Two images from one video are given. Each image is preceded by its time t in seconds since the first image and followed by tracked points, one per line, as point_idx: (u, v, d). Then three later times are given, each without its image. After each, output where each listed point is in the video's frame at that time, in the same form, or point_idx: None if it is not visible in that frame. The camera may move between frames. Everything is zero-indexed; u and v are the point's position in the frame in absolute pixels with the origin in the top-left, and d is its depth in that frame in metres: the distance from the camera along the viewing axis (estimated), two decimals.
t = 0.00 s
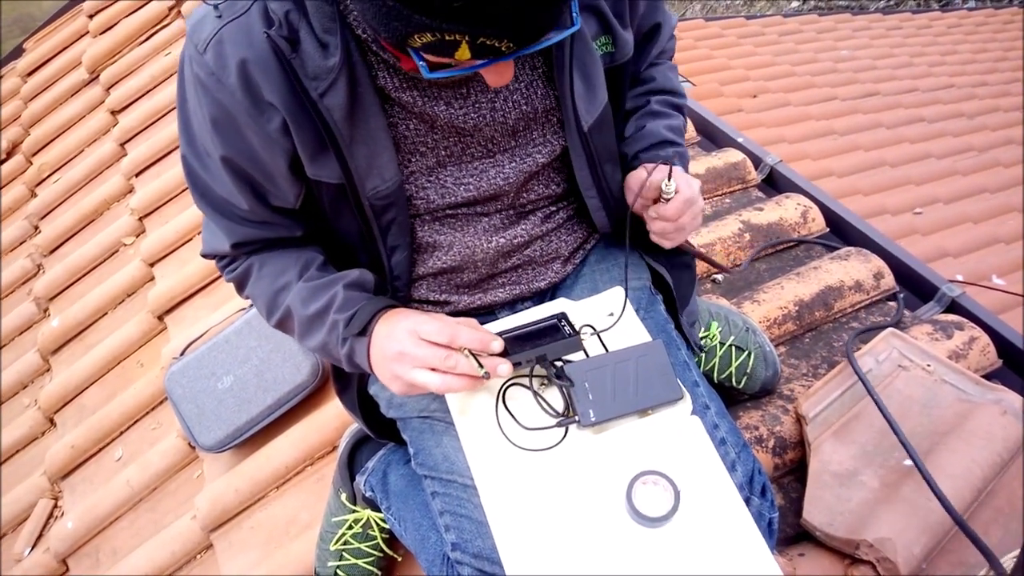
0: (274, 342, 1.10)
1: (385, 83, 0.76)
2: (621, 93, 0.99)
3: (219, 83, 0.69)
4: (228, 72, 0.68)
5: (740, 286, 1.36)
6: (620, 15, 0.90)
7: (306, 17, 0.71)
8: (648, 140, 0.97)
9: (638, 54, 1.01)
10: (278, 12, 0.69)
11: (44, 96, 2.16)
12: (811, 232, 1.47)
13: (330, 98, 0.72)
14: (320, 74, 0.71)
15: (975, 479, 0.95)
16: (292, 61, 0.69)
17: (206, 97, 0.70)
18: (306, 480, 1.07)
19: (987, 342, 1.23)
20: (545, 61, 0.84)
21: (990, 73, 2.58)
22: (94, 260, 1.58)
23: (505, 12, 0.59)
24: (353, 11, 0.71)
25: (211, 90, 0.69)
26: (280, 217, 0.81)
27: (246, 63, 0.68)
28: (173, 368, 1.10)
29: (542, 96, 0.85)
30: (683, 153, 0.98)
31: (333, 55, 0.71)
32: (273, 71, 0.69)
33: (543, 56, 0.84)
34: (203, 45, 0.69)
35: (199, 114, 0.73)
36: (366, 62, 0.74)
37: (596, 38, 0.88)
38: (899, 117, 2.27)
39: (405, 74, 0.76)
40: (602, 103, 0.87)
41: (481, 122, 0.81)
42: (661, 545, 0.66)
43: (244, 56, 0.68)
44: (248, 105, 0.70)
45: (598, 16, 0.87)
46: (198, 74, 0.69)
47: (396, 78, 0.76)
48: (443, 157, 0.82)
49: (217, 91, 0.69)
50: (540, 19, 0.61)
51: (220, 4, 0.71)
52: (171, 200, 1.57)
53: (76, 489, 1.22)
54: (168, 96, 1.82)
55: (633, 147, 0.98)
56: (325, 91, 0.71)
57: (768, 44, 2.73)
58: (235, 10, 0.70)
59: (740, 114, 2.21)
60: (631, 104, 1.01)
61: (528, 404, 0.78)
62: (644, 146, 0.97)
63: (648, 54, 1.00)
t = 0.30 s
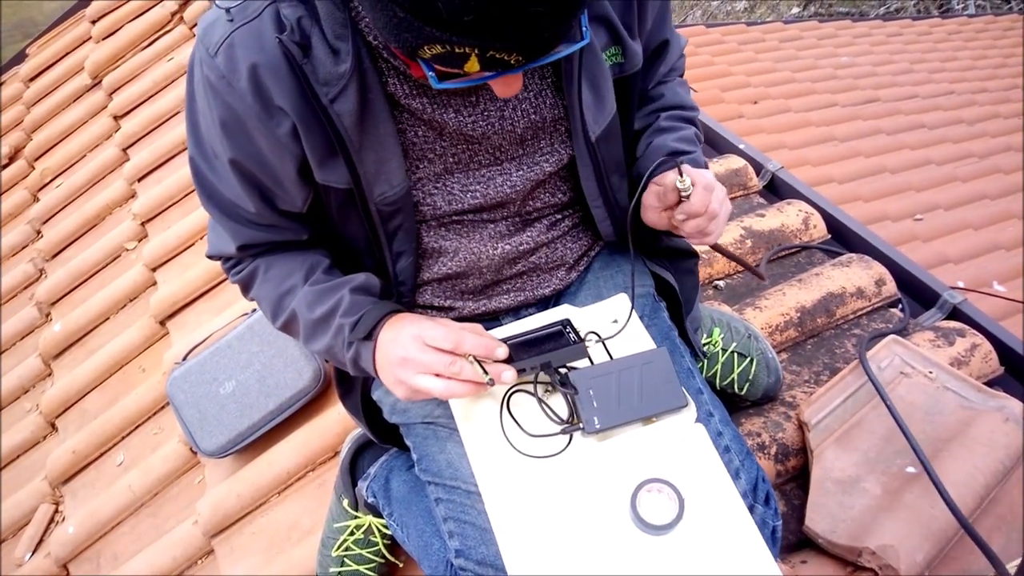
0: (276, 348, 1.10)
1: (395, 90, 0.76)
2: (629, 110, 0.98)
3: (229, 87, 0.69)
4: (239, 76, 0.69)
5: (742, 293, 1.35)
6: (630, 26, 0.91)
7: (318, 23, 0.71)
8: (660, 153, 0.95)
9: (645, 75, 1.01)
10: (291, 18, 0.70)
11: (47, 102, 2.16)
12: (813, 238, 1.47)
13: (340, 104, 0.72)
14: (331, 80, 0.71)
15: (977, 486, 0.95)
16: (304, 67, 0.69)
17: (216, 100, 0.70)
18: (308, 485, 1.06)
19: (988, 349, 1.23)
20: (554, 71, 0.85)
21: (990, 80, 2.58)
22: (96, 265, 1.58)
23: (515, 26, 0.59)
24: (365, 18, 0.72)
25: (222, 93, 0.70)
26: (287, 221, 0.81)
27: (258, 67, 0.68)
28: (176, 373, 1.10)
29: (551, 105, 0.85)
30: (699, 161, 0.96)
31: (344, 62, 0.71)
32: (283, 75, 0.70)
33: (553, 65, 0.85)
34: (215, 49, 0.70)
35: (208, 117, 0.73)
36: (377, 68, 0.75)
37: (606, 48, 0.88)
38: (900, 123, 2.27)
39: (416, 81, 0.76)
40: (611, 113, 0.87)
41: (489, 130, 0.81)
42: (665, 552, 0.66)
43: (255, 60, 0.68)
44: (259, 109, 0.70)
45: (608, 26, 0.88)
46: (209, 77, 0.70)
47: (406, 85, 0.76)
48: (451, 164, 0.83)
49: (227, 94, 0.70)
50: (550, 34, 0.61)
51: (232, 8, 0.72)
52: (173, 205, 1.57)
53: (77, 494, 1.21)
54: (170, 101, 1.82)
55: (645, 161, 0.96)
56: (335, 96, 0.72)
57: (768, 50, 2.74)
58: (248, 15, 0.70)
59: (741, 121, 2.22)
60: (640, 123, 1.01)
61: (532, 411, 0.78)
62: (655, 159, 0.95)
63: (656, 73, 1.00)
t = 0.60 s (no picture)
0: (270, 346, 1.09)
1: (385, 88, 0.76)
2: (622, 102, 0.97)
3: (218, 87, 0.69)
4: (227, 76, 0.68)
5: (735, 290, 1.36)
6: (621, 21, 0.91)
7: (307, 22, 0.71)
8: (660, 132, 0.97)
9: (643, 53, 1.02)
10: (279, 17, 0.70)
11: (38, 99, 2.15)
12: (806, 236, 1.47)
13: (330, 103, 0.72)
14: (320, 79, 0.71)
15: (970, 483, 0.95)
16: (293, 66, 0.69)
17: (204, 100, 0.70)
18: (302, 484, 1.06)
19: (981, 346, 1.24)
20: (546, 67, 0.85)
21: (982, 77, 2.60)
22: (89, 264, 1.57)
23: (505, 24, 0.59)
24: (354, 17, 0.72)
25: (210, 93, 0.69)
26: (278, 221, 0.81)
27: (246, 67, 0.68)
28: (170, 372, 1.10)
29: (543, 102, 0.85)
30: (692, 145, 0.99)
31: (334, 60, 0.71)
32: (272, 75, 0.69)
33: (543, 62, 0.85)
34: (203, 48, 0.69)
35: (197, 117, 0.73)
36: (366, 67, 0.75)
37: (597, 43, 0.88)
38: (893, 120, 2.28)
39: (406, 79, 0.76)
40: (604, 109, 0.88)
41: (481, 128, 0.81)
42: (660, 549, 0.67)
43: (244, 60, 0.68)
44: (248, 109, 0.70)
45: (598, 21, 0.88)
46: (197, 77, 0.69)
47: (396, 83, 0.76)
48: (443, 162, 0.83)
49: (216, 94, 0.69)
50: (540, 32, 0.62)
51: (221, 8, 0.71)
52: (166, 203, 1.57)
53: (71, 494, 1.21)
54: (163, 99, 1.82)
55: (644, 136, 0.97)
56: (325, 96, 0.71)
57: (762, 48, 2.75)
58: (236, 14, 0.70)
59: (735, 119, 2.23)
60: (636, 99, 1.02)
61: (527, 410, 0.78)
62: (657, 137, 0.96)
63: (654, 51, 1.01)
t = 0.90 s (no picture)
0: (271, 344, 1.09)
1: (382, 85, 0.76)
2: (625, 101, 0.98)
3: (215, 86, 0.69)
4: (224, 74, 0.68)
5: (737, 288, 1.36)
6: (622, 14, 0.90)
7: (302, 19, 0.71)
8: (700, 131, 0.98)
9: (663, 38, 0.99)
10: (274, 15, 0.69)
11: (41, 98, 2.15)
12: (808, 234, 1.46)
13: (326, 101, 0.72)
14: (316, 77, 0.71)
15: (972, 480, 0.95)
16: (289, 64, 0.69)
17: (202, 99, 0.70)
18: (303, 482, 1.06)
19: (984, 344, 1.24)
20: (543, 63, 0.84)
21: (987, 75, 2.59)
22: (91, 263, 1.57)
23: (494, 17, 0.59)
24: (349, 14, 0.71)
25: (207, 92, 0.69)
26: (277, 220, 0.81)
27: (242, 65, 0.68)
28: (171, 371, 1.10)
29: (540, 98, 0.85)
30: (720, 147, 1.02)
31: (330, 58, 0.71)
32: (268, 73, 0.69)
33: (541, 59, 0.84)
34: (200, 47, 0.69)
35: (195, 117, 0.73)
36: (362, 64, 0.74)
37: (595, 38, 0.88)
38: (896, 117, 2.27)
39: (403, 76, 0.76)
40: (602, 104, 0.87)
41: (479, 125, 0.81)
42: (660, 548, 0.66)
43: (240, 58, 0.68)
44: (245, 108, 0.70)
45: (596, 15, 0.87)
46: (195, 76, 0.69)
47: (393, 80, 0.76)
48: (442, 160, 0.82)
49: (213, 93, 0.69)
50: (531, 25, 0.61)
51: (216, 7, 0.71)
52: (168, 201, 1.57)
53: (73, 492, 1.21)
54: (165, 97, 1.82)
55: (683, 133, 0.97)
56: (321, 93, 0.71)
57: (764, 46, 2.74)
58: (232, 13, 0.70)
59: (737, 117, 2.22)
60: (664, 88, 1.00)
61: (527, 408, 0.78)
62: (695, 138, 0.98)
63: (672, 37, 0.99)
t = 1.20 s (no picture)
0: (272, 345, 1.09)
1: (383, 83, 0.76)
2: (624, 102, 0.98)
3: (217, 84, 0.69)
4: (226, 72, 0.68)
5: (737, 289, 1.36)
6: (623, 16, 0.90)
7: (305, 17, 0.71)
8: (680, 159, 0.96)
9: (653, 59, 1.00)
10: (276, 13, 0.70)
11: (42, 98, 2.15)
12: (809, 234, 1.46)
13: (327, 98, 0.72)
14: (318, 74, 0.71)
15: (973, 481, 0.95)
16: (291, 61, 0.69)
17: (203, 97, 0.70)
18: (304, 482, 1.06)
19: (984, 345, 1.23)
20: (543, 61, 0.84)
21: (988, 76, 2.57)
22: (92, 263, 1.57)
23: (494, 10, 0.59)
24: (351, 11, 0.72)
25: (209, 89, 0.69)
26: (279, 219, 0.81)
27: (244, 63, 0.68)
28: (172, 370, 1.10)
29: (541, 97, 0.85)
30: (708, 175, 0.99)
31: (331, 55, 0.71)
32: (270, 71, 0.69)
33: (542, 58, 0.85)
34: (201, 45, 0.69)
35: (197, 114, 0.73)
36: (364, 62, 0.75)
37: (596, 39, 0.88)
38: (896, 118, 2.27)
39: (404, 74, 0.76)
40: (602, 104, 0.87)
41: (480, 124, 0.81)
42: (661, 548, 0.66)
43: (242, 55, 0.68)
44: (246, 106, 0.70)
45: (597, 15, 0.87)
46: (197, 74, 0.69)
47: (394, 78, 0.76)
48: (443, 158, 0.82)
49: (214, 91, 0.69)
50: (530, 17, 0.61)
51: (218, 5, 0.71)
52: (169, 201, 1.57)
53: (73, 491, 1.21)
54: (166, 97, 1.82)
55: (662, 163, 0.97)
56: (323, 90, 0.71)
57: (765, 46, 2.74)
58: (234, 11, 0.70)
59: (738, 117, 2.22)
60: (651, 117, 1.00)
61: (527, 408, 0.78)
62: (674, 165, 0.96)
63: (662, 58, 0.99)
